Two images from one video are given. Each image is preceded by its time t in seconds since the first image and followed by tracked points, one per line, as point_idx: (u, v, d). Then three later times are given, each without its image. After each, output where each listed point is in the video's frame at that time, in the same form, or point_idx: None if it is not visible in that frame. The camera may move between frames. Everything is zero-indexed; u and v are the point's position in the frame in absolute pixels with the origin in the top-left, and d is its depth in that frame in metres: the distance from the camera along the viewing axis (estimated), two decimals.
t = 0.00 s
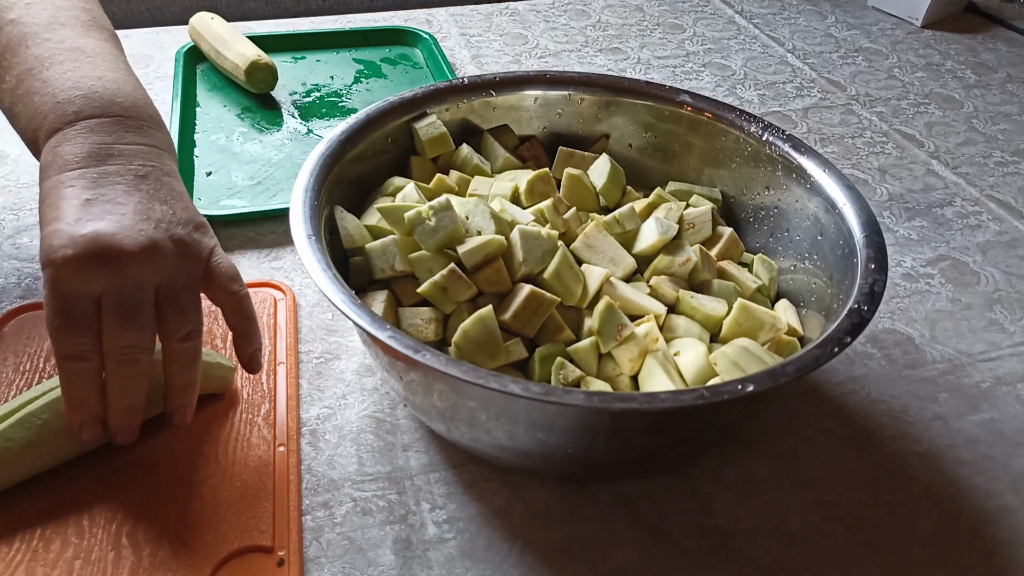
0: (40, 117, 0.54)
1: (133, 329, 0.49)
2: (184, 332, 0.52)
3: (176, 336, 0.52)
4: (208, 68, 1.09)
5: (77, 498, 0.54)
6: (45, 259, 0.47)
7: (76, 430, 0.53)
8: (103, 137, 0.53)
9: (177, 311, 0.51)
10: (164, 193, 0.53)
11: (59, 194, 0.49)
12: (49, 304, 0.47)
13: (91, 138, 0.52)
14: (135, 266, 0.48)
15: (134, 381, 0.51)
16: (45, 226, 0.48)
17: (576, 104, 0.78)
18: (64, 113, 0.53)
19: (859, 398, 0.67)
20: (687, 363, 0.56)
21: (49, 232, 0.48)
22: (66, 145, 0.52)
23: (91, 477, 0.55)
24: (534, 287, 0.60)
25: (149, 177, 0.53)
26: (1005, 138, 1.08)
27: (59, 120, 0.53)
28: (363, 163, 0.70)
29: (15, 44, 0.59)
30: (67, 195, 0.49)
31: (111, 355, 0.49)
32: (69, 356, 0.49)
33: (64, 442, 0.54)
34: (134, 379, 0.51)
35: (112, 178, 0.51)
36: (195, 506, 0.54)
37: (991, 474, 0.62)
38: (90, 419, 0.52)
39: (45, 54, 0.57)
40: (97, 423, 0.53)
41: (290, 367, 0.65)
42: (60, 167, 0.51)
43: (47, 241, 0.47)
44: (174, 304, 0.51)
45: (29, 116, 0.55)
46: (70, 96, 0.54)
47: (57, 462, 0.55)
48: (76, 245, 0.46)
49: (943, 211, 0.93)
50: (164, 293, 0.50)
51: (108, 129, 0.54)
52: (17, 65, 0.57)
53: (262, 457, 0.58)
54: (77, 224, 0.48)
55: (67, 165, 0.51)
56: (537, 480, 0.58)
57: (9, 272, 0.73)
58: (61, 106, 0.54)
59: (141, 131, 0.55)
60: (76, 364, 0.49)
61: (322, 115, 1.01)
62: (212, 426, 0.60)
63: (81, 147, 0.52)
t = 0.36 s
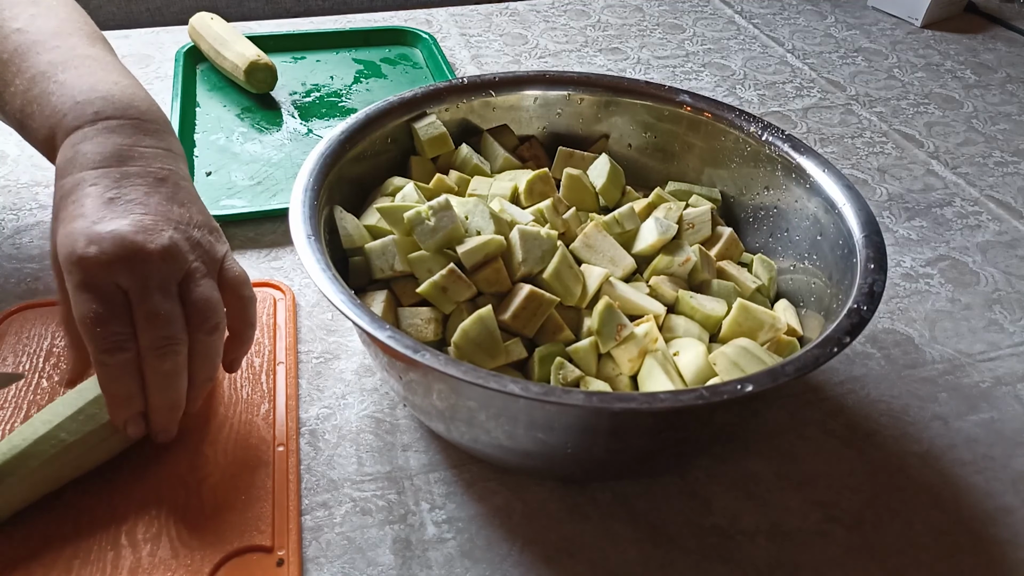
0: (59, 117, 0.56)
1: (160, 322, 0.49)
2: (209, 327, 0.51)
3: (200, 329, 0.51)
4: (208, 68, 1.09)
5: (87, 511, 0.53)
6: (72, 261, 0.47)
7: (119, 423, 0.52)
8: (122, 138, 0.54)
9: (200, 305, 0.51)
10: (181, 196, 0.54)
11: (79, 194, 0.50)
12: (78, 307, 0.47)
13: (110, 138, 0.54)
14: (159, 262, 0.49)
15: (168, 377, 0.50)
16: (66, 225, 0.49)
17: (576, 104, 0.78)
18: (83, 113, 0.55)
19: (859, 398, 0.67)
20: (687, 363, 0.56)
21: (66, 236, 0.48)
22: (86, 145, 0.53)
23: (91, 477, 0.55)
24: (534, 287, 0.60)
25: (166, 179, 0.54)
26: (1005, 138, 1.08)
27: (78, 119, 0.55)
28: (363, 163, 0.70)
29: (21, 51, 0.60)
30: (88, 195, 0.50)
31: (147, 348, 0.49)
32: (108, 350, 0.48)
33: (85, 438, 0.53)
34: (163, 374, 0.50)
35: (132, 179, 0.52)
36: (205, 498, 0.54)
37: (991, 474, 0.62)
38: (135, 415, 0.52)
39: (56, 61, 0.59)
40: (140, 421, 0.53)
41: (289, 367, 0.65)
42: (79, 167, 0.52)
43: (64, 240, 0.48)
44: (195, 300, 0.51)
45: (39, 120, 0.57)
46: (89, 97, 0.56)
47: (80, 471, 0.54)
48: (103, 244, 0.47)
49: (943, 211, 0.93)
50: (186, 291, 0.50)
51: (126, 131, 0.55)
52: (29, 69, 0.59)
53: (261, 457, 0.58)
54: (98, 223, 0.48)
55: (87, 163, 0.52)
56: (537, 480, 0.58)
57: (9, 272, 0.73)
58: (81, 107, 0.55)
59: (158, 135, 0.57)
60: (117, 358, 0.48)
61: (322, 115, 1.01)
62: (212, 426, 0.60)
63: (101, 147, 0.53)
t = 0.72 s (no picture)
0: (34, 140, 0.55)
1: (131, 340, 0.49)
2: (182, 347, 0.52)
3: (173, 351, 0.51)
4: (208, 68, 1.09)
5: (79, 523, 0.52)
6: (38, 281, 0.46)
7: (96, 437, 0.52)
8: (95, 158, 0.53)
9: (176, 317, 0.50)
10: (157, 206, 0.52)
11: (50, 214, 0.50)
12: (53, 324, 0.47)
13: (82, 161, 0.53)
14: (124, 280, 0.47)
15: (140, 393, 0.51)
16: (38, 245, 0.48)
17: (576, 105, 0.78)
18: (56, 136, 0.54)
19: (859, 398, 0.67)
20: (687, 363, 0.56)
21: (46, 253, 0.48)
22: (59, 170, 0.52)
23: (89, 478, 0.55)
24: (534, 287, 0.60)
25: (139, 192, 0.53)
26: (1005, 138, 1.08)
27: (52, 143, 0.54)
28: (363, 163, 0.70)
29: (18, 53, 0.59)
30: (61, 215, 0.49)
31: (124, 369, 0.49)
32: (81, 373, 0.48)
33: (71, 454, 0.53)
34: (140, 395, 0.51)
35: (104, 197, 0.51)
36: (204, 499, 0.54)
37: (991, 474, 0.62)
38: (117, 435, 0.53)
39: (37, 77, 0.58)
40: (124, 440, 0.53)
41: (289, 367, 0.65)
42: (55, 190, 0.51)
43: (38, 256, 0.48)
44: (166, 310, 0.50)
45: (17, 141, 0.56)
46: (63, 118, 0.55)
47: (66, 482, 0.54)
48: (67, 262, 0.46)
49: (943, 211, 0.93)
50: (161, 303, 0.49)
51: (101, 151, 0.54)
52: (13, 85, 0.58)
53: (261, 457, 0.58)
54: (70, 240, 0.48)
55: (63, 186, 0.51)
56: (537, 480, 0.58)
57: (9, 273, 0.73)
58: (55, 129, 0.55)
59: (134, 152, 0.56)
60: (89, 382, 0.49)
61: (322, 115, 1.01)
62: (211, 426, 0.60)
63: (74, 168, 0.52)
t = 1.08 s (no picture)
0: (51, 146, 0.55)
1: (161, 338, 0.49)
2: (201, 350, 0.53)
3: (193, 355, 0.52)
4: (208, 68, 1.09)
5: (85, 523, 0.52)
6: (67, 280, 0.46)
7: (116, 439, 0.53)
8: (114, 162, 0.53)
9: (195, 310, 0.51)
10: (180, 211, 0.53)
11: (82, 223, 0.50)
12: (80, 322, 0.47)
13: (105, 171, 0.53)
14: (155, 281, 0.48)
15: (160, 397, 0.52)
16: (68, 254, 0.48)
17: (576, 105, 0.78)
18: (75, 142, 0.54)
19: (859, 398, 0.67)
20: (687, 364, 0.56)
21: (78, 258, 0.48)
22: (83, 180, 0.52)
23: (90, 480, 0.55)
24: (534, 287, 0.60)
25: (161, 197, 0.53)
26: (1005, 138, 1.08)
27: (71, 148, 0.54)
28: (363, 163, 0.70)
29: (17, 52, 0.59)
30: (86, 218, 0.49)
31: (146, 368, 0.50)
32: (103, 372, 0.49)
33: (83, 454, 0.53)
34: (159, 397, 0.52)
35: (128, 201, 0.51)
36: (205, 498, 0.54)
37: (991, 474, 0.62)
38: (134, 434, 0.53)
39: (49, 80, 0.57)
40: (139, 440, 0.54)
41: (290, 367, 0.65)
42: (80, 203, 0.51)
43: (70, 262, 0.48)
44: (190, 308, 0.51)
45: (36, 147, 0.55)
46: (81, 124, 0.55)
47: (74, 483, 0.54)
48: (100, 262, 0.46)
49: (943, 211, 0.93)
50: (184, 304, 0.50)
51: (120, 157, 0.54)
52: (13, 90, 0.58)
53: (262, 457, 0.58)
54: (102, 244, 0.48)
55: (90, 199, 0.51)
56: (537, 480, 0.58)
57: (9, 273, 0.73)
58: (72, 135, 0.54)
59: (153, 157, 0.56)
60: (111, 380, 0.49)
61: (322, 115, 1.01)
62: (212, 426, 0.60)
63: (95, 173, 0.52)
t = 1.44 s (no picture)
0: None
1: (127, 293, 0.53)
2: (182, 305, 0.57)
3: (174, 316, 0.56)
4: (208, 68, 1.09)
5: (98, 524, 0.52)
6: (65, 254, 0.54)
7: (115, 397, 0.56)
8: (57, 189, 0.64)
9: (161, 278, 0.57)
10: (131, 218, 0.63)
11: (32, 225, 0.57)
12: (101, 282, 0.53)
13: (41, 191, 0.63)
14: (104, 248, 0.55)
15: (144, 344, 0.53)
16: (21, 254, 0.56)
17: (576, 105, 0.78)
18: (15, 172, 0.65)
19: (859, 398, 0.67)
20: (687, 363, 0.56)
21: (40, 241, 0.56)
22: (27, 203, 0.61)
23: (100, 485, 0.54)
24: (534, 287, 0.60)
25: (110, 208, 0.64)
26: (1005, 138, 1.08)
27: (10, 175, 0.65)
28: (363, 163, 0.70)
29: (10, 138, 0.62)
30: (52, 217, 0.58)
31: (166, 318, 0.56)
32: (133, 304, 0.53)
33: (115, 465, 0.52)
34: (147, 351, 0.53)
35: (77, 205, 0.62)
36: (206, 497, 0.54)
37: (991, 474, 0.62)
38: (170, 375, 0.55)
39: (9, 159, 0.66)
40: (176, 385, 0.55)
41: (290, 367, 0.65)
42: (27, 216, 0.59)
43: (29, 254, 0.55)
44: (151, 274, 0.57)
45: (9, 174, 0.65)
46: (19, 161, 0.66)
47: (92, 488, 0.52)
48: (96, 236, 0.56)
49: (943, 211, 0.93)
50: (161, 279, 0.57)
51: (56, 185, 0.65)
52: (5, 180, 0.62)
53: (261, 456, 0.58)
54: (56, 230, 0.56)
55: (38, 209, 0.60)
56: (537, 480, 0.58)
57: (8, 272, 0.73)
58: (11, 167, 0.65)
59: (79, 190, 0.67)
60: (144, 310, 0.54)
61: (322, 115, 1.01)
62: (212, 426, 0.60)
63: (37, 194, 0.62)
